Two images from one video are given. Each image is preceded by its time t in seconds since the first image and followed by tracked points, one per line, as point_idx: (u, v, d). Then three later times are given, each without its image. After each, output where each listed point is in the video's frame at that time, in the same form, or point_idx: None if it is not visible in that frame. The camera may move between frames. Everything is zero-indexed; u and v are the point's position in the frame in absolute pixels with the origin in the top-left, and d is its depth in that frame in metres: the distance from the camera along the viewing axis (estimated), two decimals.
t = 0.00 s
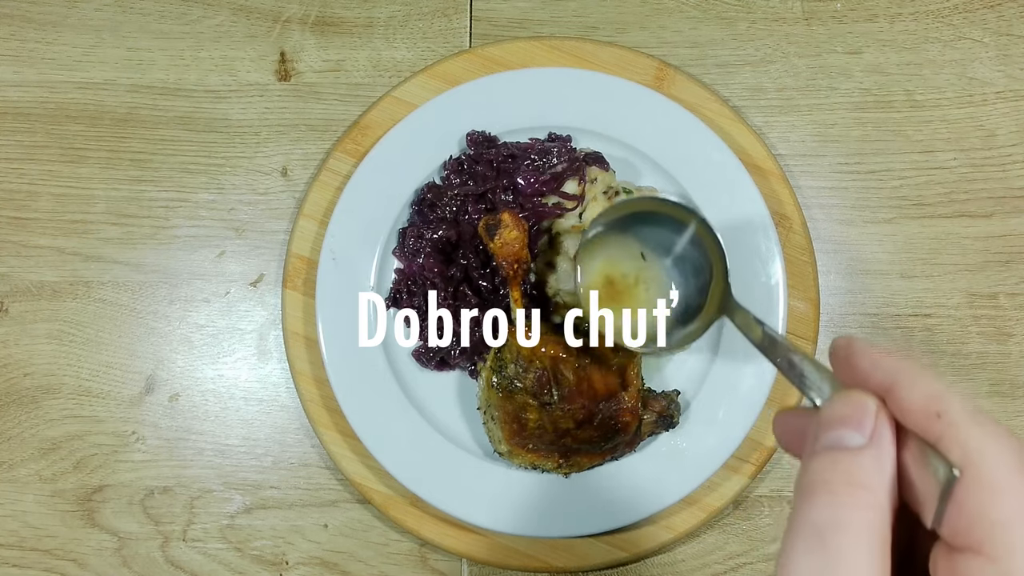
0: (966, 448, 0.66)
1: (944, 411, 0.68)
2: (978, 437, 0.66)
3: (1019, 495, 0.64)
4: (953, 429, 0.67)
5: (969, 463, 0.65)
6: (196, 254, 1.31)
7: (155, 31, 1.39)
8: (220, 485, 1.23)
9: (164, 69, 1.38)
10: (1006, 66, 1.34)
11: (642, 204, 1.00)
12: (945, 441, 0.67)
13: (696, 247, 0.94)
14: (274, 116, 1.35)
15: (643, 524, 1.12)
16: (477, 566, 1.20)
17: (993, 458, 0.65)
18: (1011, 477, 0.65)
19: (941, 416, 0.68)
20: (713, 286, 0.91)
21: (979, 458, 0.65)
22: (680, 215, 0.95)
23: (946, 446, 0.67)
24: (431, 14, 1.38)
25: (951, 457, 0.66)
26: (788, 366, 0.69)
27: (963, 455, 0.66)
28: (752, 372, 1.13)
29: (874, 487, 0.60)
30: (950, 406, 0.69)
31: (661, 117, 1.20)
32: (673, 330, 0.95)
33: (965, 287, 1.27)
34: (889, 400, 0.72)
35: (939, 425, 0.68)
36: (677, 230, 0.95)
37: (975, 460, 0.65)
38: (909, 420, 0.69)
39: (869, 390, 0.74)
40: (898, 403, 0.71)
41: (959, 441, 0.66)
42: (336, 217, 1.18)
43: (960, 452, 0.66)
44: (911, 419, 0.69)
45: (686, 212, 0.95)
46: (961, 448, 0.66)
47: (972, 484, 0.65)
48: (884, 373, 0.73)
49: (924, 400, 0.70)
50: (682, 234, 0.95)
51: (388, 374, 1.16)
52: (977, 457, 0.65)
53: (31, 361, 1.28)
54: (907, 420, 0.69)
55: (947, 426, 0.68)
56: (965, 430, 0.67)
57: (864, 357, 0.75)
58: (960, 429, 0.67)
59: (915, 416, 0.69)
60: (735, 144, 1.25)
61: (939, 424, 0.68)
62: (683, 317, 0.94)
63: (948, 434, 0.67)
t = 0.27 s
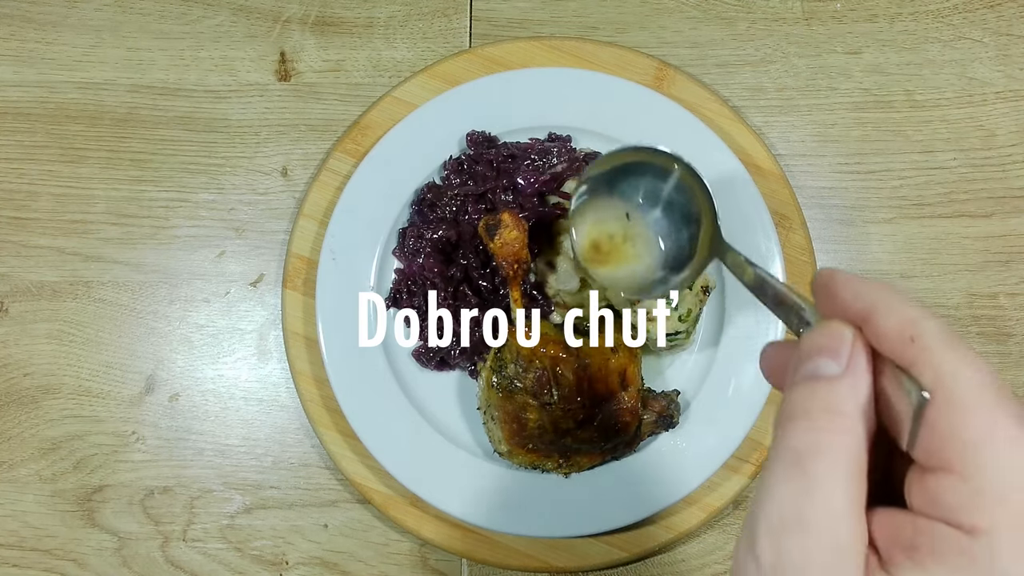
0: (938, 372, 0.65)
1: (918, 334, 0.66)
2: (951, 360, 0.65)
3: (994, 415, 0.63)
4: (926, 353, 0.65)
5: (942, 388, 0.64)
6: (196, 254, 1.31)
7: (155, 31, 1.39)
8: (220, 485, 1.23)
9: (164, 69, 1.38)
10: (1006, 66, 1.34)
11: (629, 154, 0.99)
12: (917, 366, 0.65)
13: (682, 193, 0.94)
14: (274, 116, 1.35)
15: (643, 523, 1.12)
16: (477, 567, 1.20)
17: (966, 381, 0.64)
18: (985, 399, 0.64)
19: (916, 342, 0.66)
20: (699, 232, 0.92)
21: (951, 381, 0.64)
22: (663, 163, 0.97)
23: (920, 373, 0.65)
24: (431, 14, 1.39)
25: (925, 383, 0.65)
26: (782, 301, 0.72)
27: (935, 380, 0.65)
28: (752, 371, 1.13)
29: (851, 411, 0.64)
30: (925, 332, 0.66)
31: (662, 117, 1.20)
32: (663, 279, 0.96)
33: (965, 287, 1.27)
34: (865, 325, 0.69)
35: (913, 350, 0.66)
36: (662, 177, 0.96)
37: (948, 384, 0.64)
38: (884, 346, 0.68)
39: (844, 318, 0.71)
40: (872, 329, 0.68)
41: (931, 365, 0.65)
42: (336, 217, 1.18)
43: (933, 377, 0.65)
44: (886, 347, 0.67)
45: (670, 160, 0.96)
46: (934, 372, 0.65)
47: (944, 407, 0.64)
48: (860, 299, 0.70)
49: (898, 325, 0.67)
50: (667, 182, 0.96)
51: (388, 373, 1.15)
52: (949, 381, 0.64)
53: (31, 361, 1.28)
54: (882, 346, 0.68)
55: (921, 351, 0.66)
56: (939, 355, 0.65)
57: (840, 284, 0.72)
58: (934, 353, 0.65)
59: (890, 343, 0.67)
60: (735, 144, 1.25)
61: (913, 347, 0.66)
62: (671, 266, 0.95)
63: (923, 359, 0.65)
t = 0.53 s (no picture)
0: (891, 332, 0.67)
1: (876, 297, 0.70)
2: (904, 321, 0.67)
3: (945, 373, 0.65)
4: (881, 316, 0.68)
5: (893, 347, 0.67)
6: (196, 254, 1.31)
7: (155, 31, 1.39)
8: (221, 485, 1.23)
9: (164, 69, 1.38)
10: (1005, 66, 1.34)
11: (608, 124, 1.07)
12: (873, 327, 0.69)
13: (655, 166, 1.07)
14: (274, 116, 1.35)
15: (643, 523, 1.12)
16: (477, 566, 1.20)
17: (918, 341, 0.66)
18: (937, 358, 0.65)
19: (873, 304, 0.70)
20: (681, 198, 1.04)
21: (903, 340, 0.66)
22: (638, 131, 1.06)
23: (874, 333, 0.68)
24: (431, 14, 1.39)
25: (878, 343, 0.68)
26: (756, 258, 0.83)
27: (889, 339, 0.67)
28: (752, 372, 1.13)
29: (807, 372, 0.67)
30: (882, 296, 0.70)
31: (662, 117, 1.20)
32: (652, 247, 1.07)
33: (965, 288, 1.26)
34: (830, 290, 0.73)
35: (870, 312, 0.69)
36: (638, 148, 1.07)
37: (900, 343, 0.66)
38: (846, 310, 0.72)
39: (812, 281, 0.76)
40: (834, 292, 0.73)
41: (885, 326, 0.68)
42: (336, 217, 1.18)
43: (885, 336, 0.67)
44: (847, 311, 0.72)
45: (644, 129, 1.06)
46: (886, 332, 0.67)
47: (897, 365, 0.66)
48: (825, 261, 0.74)
49: (857, 288, 0.71)
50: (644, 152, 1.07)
51: (388, 374, 1.15)
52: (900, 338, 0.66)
53: (31, 361, 1.28)
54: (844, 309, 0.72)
55: (877, 312, 0.69)
56: (894, 316, 0.68)
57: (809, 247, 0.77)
58: (887, 314, 0.68)
59: (851, 306, 0.71)
60: (735, 144, 1.25)
61: (871, 310, 0.69)
62: (655, 233, 1.07)
63: (878, 320, 0.68)
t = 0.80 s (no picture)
0: (892, 384, 0.65)
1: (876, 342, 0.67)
2: (906, 369, 0.65)
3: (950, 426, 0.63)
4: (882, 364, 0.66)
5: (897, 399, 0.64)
6: (196, 254, 1.31)
7: (155, 31, 1.39)
8: (221, 485, 1.23)
9: (164, 69, 1.38)
10: (1006, 66, 1.34)
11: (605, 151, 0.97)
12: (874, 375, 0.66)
13: (656, 196, 0.95)
14: (274, 116, 1.35)
15: (643, 523, 1.12)
16: (477, 566, 1.20)
17: (919, 393, 0.64)
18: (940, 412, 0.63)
19: (874, 351, 0.67)
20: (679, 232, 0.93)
21: (905, 392, 0.64)
22: (632, 161, 0.95)
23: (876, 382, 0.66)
24: (431, 14, 1.39)
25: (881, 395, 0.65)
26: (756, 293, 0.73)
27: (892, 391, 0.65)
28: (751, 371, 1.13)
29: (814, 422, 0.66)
30: (884, 342, 0.67)
31: (662, 117, 1.20)
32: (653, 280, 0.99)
33: (965, 287, 1.26)
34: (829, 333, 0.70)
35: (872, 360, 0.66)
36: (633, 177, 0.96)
37: (902, 395, 0.64)
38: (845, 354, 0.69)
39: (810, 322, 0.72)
40: (835, 335, 0.69)
41: (886, 375, 0.65)
42: (336, 217, 1.18)
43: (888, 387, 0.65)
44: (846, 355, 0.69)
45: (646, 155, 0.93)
46: (887, 382, 0.65)
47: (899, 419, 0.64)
48: (825, 302, 0.70)
49: (858, 332, 0.68)
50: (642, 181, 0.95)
51: (388, 374, 1.16)
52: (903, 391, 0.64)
53: (31, 361, 1.28)
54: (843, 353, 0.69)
55: (878, 360, 0.66)
56: (896, 364, 0.65)
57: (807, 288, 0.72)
58: (888, 361, 0.66)
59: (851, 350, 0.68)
60: (735, 144, 1.25)
61: (874, 356, 0.67)
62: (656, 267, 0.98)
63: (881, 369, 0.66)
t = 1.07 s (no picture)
0: (896, 512, 0.69)
1: (879, 468, 0.71)
2: (911, 499, 0.69)
3: (951, 558, 0.66)
4: (887, 492, 0.70)
5: (901, 527, 0.68)
6: (196, 254, 1.31)
7: (155, 31, 1.39)
8: (221, 485, 1.23)
9: (164, 69, 1.38)
10: (1005, 66, 1.34)
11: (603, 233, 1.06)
12: (877, 503, 0.69)
13: (652, 269, 1.00)
14: (274, 116, 1.35)
15: (643, 523, 1.12)
16: (477, 567, 1.20)
17: (922, 523, 0.68)
18: (941, 543, 0.67)
19: (877, 475, 0.71)
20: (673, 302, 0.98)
21: (908, 521, 0.68)
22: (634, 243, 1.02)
23: (880, 511, 0.69)
24: (431, 14, 1.39)
25: (885, 522, 0.68)
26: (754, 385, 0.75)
27: (896, 521, 0.68)
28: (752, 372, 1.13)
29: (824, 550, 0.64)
30: (887, 466, 0.71)
31: (662, 117, 1.20)
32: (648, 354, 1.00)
33: (965, 288, 1.27)
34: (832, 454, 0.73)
35: (876, 487, 0.70)
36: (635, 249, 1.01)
37: (905, 524, 0.68)
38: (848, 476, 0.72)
39: (811, 438, 0.76)
40: (839, 457, 0.73)
41: (891, 505, 0.69)
42: (336, 218, 1.18)
43: (892, 517, 0.68)
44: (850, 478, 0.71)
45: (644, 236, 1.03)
46: (894, 509, 0.69)
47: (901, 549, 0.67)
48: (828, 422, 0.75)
49: (861, 456, 0.72)
50: (642, 257, 1.01)
51: (388, 373, 1.16)
52: (904, 521, 0.68)
53: (31, 361, 1.28)
54: (845, 475, 0.72)
55: (883, 488, 0.70)
56: (899, 493, 0.69)
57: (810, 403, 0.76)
58: (893, 489, 0.70)
59: (855, 473, 0.71)
60: (735, 144, 1.25)
61: (876, 482, 0.70)
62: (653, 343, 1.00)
63: (885, 497, 0.69)
